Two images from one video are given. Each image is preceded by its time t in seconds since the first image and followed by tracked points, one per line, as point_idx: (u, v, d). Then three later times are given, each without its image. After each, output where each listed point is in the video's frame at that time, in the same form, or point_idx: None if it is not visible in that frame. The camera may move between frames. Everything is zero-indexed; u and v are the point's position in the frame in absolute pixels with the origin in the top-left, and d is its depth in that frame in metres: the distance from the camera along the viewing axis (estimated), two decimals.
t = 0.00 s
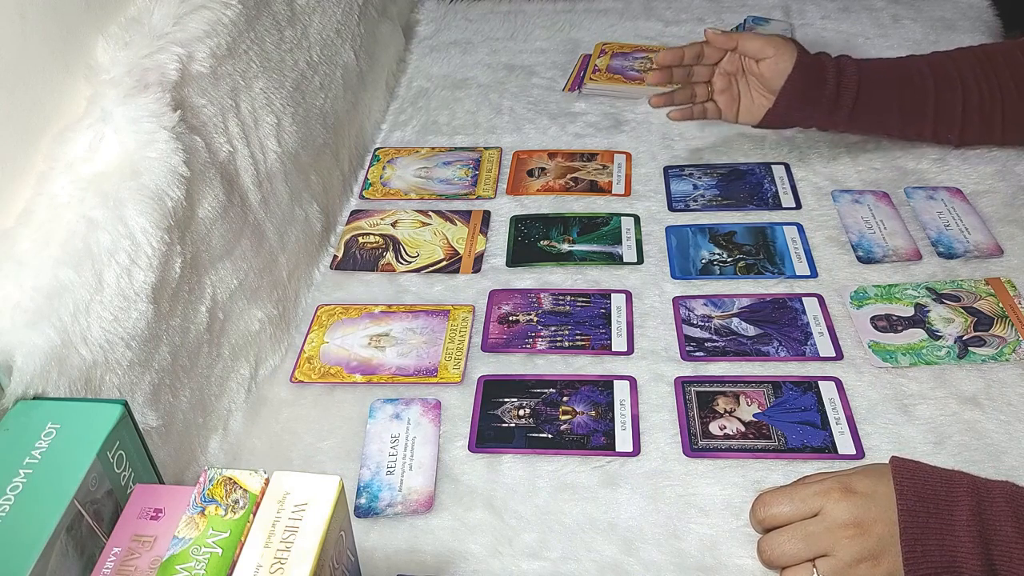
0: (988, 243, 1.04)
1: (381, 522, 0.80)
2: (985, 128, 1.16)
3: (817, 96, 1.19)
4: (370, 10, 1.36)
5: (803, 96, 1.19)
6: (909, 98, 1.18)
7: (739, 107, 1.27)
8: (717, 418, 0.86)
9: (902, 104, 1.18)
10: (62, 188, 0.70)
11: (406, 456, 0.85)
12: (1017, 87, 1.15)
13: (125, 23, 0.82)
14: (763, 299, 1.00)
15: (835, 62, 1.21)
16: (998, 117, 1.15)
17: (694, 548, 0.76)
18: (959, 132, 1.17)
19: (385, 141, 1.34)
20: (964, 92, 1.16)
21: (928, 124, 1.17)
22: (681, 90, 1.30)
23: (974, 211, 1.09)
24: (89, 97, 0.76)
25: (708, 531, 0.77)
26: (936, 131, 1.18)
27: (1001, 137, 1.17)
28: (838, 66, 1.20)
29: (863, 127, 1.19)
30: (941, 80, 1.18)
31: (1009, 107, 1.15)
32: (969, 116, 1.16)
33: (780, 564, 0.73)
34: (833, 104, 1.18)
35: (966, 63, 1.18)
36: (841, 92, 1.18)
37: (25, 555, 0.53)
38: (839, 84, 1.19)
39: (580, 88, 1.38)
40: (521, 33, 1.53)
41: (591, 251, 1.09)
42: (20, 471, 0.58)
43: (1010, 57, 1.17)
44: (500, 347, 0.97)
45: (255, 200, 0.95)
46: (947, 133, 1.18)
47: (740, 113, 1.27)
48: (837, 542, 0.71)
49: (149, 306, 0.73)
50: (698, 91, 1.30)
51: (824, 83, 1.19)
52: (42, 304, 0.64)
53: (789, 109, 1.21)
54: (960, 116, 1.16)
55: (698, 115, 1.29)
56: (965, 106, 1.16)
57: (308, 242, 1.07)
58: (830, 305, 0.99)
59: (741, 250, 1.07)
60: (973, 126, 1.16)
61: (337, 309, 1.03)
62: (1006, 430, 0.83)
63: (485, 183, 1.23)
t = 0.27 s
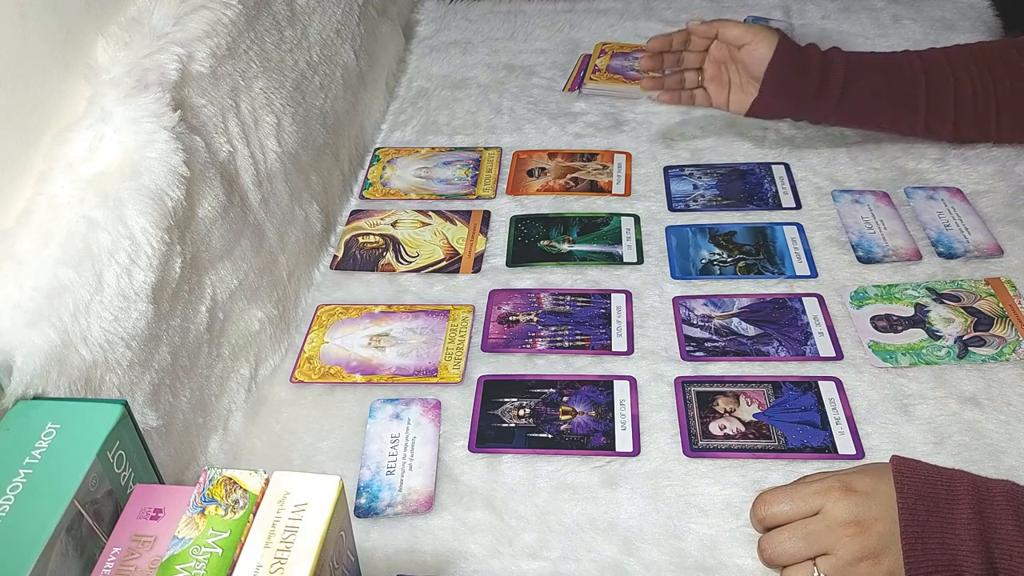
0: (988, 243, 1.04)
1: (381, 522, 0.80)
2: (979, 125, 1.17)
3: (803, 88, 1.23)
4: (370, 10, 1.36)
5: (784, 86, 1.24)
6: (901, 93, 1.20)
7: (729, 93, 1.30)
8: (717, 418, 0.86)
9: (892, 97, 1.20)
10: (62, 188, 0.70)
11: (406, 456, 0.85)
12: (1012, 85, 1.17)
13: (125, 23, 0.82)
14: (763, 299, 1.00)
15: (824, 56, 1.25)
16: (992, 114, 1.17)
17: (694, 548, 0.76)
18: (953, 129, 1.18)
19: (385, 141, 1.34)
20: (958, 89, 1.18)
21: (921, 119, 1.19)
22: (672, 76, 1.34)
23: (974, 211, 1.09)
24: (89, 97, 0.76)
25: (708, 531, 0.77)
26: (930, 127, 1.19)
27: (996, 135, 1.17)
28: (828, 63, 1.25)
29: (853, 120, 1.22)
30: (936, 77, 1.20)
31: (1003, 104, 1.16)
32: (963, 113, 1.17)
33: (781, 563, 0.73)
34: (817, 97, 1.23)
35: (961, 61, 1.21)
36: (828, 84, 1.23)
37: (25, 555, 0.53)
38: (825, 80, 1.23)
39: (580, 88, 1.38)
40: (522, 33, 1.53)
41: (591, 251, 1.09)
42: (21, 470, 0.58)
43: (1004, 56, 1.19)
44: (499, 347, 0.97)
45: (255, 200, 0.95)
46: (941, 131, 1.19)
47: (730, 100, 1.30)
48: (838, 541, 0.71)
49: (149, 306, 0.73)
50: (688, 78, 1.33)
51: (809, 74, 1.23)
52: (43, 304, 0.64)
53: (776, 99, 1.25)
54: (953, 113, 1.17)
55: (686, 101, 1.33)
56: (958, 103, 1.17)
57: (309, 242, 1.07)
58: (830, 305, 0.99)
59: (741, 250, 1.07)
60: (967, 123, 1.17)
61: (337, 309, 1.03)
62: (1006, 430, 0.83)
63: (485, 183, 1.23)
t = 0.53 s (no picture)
0: (988, 243, 1.04)
1: (381, 522, 0.80)
2: (976, 127, 1.17)
3: (790, 104, 1.22)
4: (370, 10, 1.36)
5: (772, 103, 1.22)
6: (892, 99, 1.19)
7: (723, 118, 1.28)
8: (717, 418, 0.86)
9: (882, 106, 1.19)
10: (62, 188, 0.70)
11: (406, 456, 0.85)
12: (1006, 86, 1.16)
13: (125, 23, 0.82)
14: (763, 299, 1.00)
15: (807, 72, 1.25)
16: (987, 116, 1.16)
17: (694, 548, 0.76)
18: (949, 131, 1.18)
19: (385, 141, 1.34)
20: (951, 92, 1.18)
21: (915, 123, 1.18)
22: (662, 108, 1.29)
23: (974, 211, 1.09)
24: (89, 97, 0.76)
25: (708, 531, 0.77)
26: (925, 130, 1.19)
27: (993, 136, 1.17)
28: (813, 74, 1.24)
29: (844, 134, 1.21)
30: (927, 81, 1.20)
31: (998, 106, 1.16)
32: (958, 115, 1.17)
33: (781, 563, 0.73)
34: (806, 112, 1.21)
35: (953, 64, 1.20)
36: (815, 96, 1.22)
37: (25, 555, 0.53)
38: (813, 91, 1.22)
39: (580, 88, 1.38)
40: (522, 33, 1.53)
41: (591, 251, 1.09)
42: (20, 470, 0.58)
43: (996, 57, 1.18)
44: (500, 347, 0.97)
45: (255, 200, 0.95)
46: (936, 134, 1.19)
47: (725, 124, 1.27)
48: (838, 542, 0.71)
49: (149, 306, 0.73)
50: (680, 107, 1.29)
51: (796, 86, 1.22)
52: (43, 304, 0.64)
53: (766, 119, 1.23)
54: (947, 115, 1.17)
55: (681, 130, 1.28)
56: (952, 105, 1.17)
57: (309, 242, 1.07)
58: (830, 305, 0.99)
59: (741, 250, 1.07)
60: (962, 125, 1.17)
61: (337, 309, 1.03)
62: (1006, 430, 0.83)
63: (485, 183, 1.23)
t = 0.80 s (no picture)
0: (988, 243, 1.04)
1: (381, 522, 0.80)
2: (977, 128, 1.17)
3: (791, 104, 1.22)
4: (370, 10, 1.36)
5: (773, 104, 1.22)
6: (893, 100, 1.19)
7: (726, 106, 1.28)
8: (717, 418, 0.86)
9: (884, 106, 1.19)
10: (62, 188, 0.70)
11: (406, 456, 0.85)
12: (1008, 88, 1.16)
13: (125, 23, 0.82)
14: (763, 299, 1.00)
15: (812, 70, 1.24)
16: (989, 117, 1.16)
17: (694, 548, 0.76)
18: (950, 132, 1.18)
19: (385, 141, 1.34)
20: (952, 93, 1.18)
21: (916, 124, 1.18)
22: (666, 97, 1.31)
23: (974, 211, 1.09)
24: (89, 97, 0.76)
25: (708, 531, 0.77)
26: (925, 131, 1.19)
27: (994, 138, 1.17)
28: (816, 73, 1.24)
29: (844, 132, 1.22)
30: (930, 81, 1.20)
31: (1000, 107, 1.15)
32: (958, 116, 1.17)
33: (782, 563, 0.73)
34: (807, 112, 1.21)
35: (955, 65, 1.20)
36: (816, 96, 1.22)
37: (25, 556, 0.53)
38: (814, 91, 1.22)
39: (580, 88, 1.38)
40: (522, 33, 1.53)
41: (591, 251, 1.09)
42: (20, 470, 0.58)
43: (999, 58, 1.18)
44: (499, 347, 0.97)
45: (255, 200, 0.95)
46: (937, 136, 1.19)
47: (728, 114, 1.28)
48: (838, 541, 0.71)
49: (149, 306, 0.73)
50: (684, 86, 1.30)
51: (796, 87, 1.22)
52: (42, 304, 0.64)
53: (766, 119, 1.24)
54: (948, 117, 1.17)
55: (682, 109, 1.31)
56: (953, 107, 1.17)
57: (309, 243, 1.07)
58: (830, 305, 0.99)
59: (740, 250, 1.07)
60: (963, 126, 1.17)
61: (337, 309, 1.03)
62: (1006, 430, 0.83)
63: (485, 183, 1.23)
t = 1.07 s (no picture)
0: (988, 243, 1.04)
1: (381, 522, 0.80)
2: (976, 128, 1.17)
3: (791, 104, 1.22)
4: (370, 10, 1.36)
5: (772, 109, 1.22)
6: (892, 101, 1.19)
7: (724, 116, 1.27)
8: (717, 418, 0.86)
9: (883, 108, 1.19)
10: (62, 188, 0.70)
11: (406, 456, 0.85)
12: (1008, 89, 1.16)
13: (125, 23, 0.82)
14: (763, 299, 1.00)
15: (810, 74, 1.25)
16: (988, 118, 1.16)
17: (694, 548, 0.76)
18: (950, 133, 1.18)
19: (385, 141, 1.34)
20: (951, 94, 1.18)
21: (915, 124, 1.18)
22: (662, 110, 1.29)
23: (974, 211, 1.09)
24: (89, 97, 0.76)
25: (708, 531, 0.77)
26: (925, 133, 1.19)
27: (994, 139, 1.17)
28: (814, 76, 1.24)
29: (844, 136, 1.21)
30: (929, 82, 1.20)
31: (1000, 108, 1.15)
32: (958, 117, 1.17)
33: (782, 563, 0.73)
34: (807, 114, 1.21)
35: (954, 67, 1.20)
36: (815, 97, 1.22)
37: (25, 556, 0.53)
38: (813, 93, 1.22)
39: (580, 88, 1.38)
40: (522, 33, 1.53)
41: (591, 251, 1.09)
42: (20, 471, 0.58)
43: (998, 59, 1.18)
44: (499, 347, 0.97)
45: (255, 200, 0.95)
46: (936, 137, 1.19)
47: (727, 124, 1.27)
48: (839, 541, 0.71)
49: (149, 306, 0.73)
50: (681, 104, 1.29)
51: (796, 88, 1.22)
52: (42, 304, 0.64)
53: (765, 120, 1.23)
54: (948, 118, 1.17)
55: (682, 128, 1.29)
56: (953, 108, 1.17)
57: (309, 243, 1.07)
58: (830, 305, 0.99)
59: (741, 250, 1.07)
60: (962, 126, 1.17)
61: (337, 309, 1.03)
62: (1006, 430, 0.83)
63: (485, 183, 1.23)
